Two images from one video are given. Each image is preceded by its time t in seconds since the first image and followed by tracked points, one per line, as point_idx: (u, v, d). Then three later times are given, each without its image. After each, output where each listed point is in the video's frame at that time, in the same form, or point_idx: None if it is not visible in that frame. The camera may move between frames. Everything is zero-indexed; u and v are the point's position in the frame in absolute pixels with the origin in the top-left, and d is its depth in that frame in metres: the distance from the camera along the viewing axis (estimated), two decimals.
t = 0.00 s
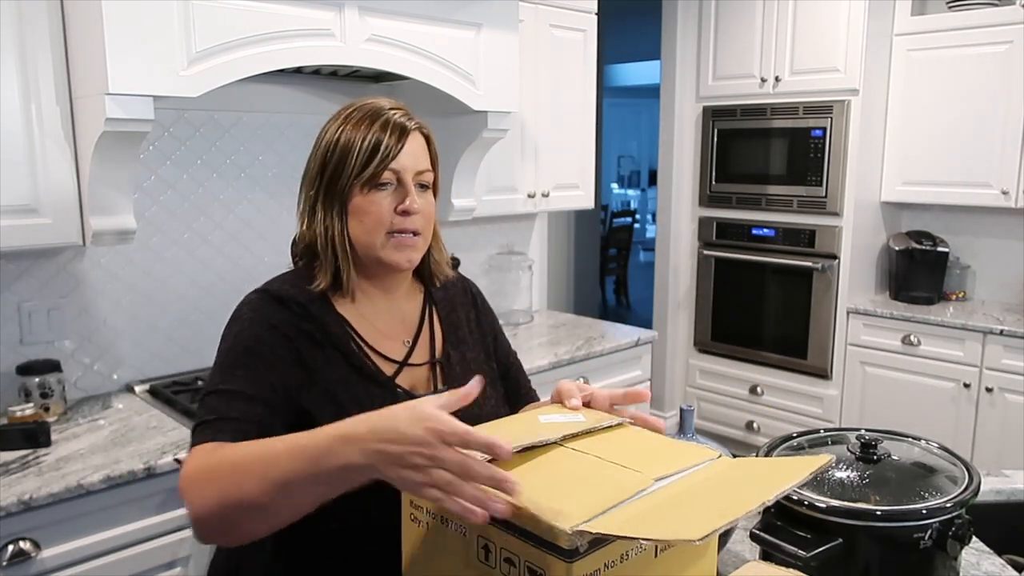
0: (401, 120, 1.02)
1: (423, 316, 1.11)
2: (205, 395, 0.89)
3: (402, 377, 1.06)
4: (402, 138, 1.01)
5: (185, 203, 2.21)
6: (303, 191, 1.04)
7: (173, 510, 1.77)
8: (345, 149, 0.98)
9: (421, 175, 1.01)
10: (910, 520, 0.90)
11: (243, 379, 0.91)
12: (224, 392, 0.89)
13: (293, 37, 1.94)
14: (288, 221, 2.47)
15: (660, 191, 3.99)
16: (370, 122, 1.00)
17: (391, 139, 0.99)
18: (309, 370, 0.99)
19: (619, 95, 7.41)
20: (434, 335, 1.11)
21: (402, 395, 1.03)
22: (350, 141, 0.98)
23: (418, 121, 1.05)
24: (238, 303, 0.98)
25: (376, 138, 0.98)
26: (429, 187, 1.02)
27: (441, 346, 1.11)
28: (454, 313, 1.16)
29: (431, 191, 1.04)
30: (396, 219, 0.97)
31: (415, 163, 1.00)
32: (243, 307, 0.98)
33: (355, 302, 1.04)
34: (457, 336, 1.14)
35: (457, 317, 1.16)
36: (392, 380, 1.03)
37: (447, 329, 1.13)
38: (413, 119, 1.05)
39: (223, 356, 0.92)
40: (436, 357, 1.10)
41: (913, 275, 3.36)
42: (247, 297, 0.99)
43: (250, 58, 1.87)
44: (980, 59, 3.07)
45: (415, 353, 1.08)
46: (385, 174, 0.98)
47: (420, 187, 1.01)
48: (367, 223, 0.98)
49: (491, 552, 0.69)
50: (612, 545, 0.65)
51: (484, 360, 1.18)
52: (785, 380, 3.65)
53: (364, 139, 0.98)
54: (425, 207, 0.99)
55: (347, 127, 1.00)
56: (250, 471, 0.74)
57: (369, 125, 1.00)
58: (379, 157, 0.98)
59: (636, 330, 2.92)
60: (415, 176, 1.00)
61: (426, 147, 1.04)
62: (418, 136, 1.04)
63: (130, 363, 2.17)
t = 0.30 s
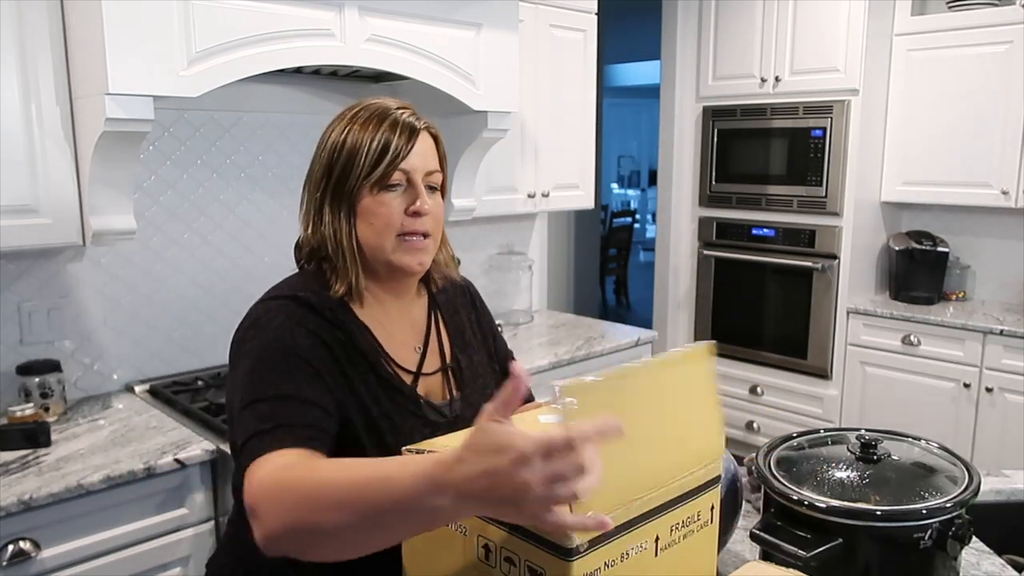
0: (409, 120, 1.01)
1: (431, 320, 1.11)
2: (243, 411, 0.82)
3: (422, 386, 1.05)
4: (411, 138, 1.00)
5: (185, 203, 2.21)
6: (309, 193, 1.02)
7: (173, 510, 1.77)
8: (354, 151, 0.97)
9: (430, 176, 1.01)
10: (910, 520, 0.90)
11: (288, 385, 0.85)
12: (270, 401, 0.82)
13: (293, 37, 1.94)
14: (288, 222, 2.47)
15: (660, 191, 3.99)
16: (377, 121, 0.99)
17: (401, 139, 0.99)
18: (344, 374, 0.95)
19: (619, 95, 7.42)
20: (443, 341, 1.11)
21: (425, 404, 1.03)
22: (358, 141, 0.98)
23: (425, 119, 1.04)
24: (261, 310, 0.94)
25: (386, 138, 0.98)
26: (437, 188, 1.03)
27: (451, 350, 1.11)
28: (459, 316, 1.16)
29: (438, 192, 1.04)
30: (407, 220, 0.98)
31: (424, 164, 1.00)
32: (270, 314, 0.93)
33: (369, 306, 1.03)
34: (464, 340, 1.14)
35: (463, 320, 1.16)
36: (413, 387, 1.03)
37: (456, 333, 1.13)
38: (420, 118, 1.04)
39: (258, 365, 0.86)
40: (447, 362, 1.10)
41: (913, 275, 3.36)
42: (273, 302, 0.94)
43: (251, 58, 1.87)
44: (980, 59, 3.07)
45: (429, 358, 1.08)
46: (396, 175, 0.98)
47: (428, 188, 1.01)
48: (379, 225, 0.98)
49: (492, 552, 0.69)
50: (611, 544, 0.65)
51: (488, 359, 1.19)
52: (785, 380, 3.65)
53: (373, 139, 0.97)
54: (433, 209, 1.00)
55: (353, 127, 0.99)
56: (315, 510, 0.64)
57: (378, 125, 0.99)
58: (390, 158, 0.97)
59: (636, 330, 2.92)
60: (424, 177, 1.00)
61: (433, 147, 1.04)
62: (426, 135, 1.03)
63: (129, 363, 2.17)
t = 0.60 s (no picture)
0: (416, 122, 1.01)
1: (432, 323, 1.11)
2: (217, 416, 0.88)
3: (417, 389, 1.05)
4: (419, 140, 1.00)
5: (185, 203, 2.21)
6: (311, 191, 1.02)
7: (174, 510, 1.77)
8: (361, 151, 0.97)
9: (435, 178, 1.01)
10: (910, 520, 0.90)
11: (261, 402, 0.89)
12: (240, 416, 0.88)
13: (292, 37, 1.94)
14: (288, 222, 2.47)
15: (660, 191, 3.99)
16: (385, 122, 0.99)
17: (409, 141, 0.99)
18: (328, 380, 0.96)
19: (619, 95, 7.42)
20: (444, 344, 1.11)
21: (420, 406, 1.02)
22: (365, 142, 0.97)
23: (432, 121, 1.04)
24: (255, 307, 0.96)
25: (394, 140, 0.97)
26: (441, 191, 1.03)
27: (452, 354, 1.11)
28: (460, 318, 1.16)
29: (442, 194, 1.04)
30: (414, 223, 0.98)
31: (431, 166, 1.00)
32: (262, 313, 0.95)
33: (370, 307, 1.04)
34: (465, 342, 1.14)
35: (464, 323, 1.16)
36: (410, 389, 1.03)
37: (456, 335, 1.13)
38: (426, 120, 1.04)
39: (238, 374, 0.91)
40: (447, 365, 1.10)
41: (913, 275, 3.36)
42: (266, 302, 0.96)
43: (250, 58, 1.87)
44: (981, 59, 3.07)
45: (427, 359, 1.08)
46: (402, 177, 0.98)
47: (433, 190, 1.01)
48: (384, 227, 0.98)
49: (492, 556, 0.68)
50: (613, 550, 0.64)
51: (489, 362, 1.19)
52: (785, 380, 3.65)
53: (381, 141, 0.97)
54: (439, 211, 1.00)
55: (360, 127, 0.99)
56: (265, 501, 0.79)
57: (385, 125, 0.98)
58: (397, 160, 0.97)
59: (636, 330, 2.92)
60: (430, 179, 1.00)
61: (439, 149, 1.04)
62: (433, 137, 1.03)
63: (129, 363, 2.17)
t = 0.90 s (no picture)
0: (422, 126, 1.01)
1: (429, 326, 1.11)
2: (210, 419, 0.91)
3: (411, 390, 1.05)
4: (425, 145, 0.99)
5: (185, 203, 2.21)
6: (312, 191, 1.01)
7: (174, 510, 1.77)
8: (366, 154, 0.97)
9: (439, 183, 1.01)
10: (910, 520, 0.90)
11: (249, 403, 0.91)
12: (231, 418, 0.90)
13: (292, 37, 1.94)
14: (287, 221, 2.47)
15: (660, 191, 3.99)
16: (390, 126, 0.98)
17: (415, 146, 0.98)
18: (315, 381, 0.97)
19: (620, 95, 7.42)
20: (440, 347, 1.10)
21: (410, 406, 1.02)
22: (371, 144, 0.97)
23: (438, 126, 1.04)
24: (243, 305, 0.98)
25: (399, 144, 0.97)
26: (444, 196, 1.03)
27: (448, 359, 1.10)
28: (459, 323, 1.15)
29: (445, 198, 1.03)
30: (416, 228, 0.97)
31: (436, 171, 1.00)
32: (248, 310, 0.97)
33: (368, 310, 1.04)
34: (463, 348, 1.13)
35: (463, 327, 1.15)
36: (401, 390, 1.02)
37: (453, 340, 1.12)
38: (432, 124, 1.04)
39: (227, 374, 0.92)
40: (442, 368, 1.09)
41: (913, 276, 3.36)
42: (254, 299, 0.98)
43: (250, 58, 1.87)
44: (980, 59, 3.07)
45: (422, 361, 1.07)
46: (406, 182, 0.97)
47: (437, 195, 1.01)
48: (387, 230, 0.97)
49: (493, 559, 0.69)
50: (613, 552, 0.64)
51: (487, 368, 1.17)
52: (785, 380, 3.65)
53: (387, 144, 0.97)
54: (442, 216, 0.99)
55: (364, 129, 0.98)
56: (271, 501, 0.81)
57: (390, 129, 0.98)
58: (402, 165, 0.97)
59: (636, 330, 2.92)
60: (434, 183, 1.00)
61: (444, 154, 1.04)
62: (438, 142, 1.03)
63: (129, 363, 2.17)
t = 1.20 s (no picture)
0: (415, 127, 1.01)
1: (424, 319, 1.10)
2: (209, 404, 0.91)
3: (404, 379, 1.04)
4: (418, 147, 1.00)
5: (185, 203, 2.21)
6: (307, 190, 1.01)
7: (173, 510, 1.77)
8: (360, 154, 0.97)
9: (432, 183, 1.01)
10: (909, 520, 0.90)
11: (246, 388, 0.91)
12: (230, 403, 0.90)
13: (292, 37, 1.94)
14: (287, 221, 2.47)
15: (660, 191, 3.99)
16: (383, 126, 0.98)
17: (409, 147, 0.98)
18: (311, 370, 0.97)
19: (620, 96, 7.41)
20: (434, 341, 1.09)
21: (402, 394, 1.01)
22: (364, 147, 0.97)
23: (431, 128, 1.04)
24: (237, 297, 0.98)
25: (393, 145, 0.97)
26: (437, 196, 1.03)
27: (442, 350, 1.09)
28: (454, 317, 1.14)
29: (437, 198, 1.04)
30: (410, 227, 0.98)
31: (428, 171, 1.00)
32: (242, 301, 0.97)
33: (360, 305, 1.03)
34: (457, 341, 1.12)
35: (458, 321, 1.14)
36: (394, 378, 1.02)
37: (447, 333, 1.11)
38: (424, 125, 1.04)
39: (225, 362, 0.92)
40: (435, 360, 1.08)
41: (913, 276, 3.36)
42: (247, 289, 0.98)
43: (250, 58, 1.87)
44: (980, 59, 3.07)
45: (416, 351, 1.06)
46: (400, 183, 0.97)
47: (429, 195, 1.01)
48: (382, 228, 0.98)
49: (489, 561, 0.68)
50: (608, 553, 0.64)
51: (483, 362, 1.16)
52: (785, 380, 3.65)
53: (381, 147, 0.97)
54: (434, 214, 1.00)
55: (357, 130, 0.98)
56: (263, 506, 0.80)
57: (383, 130, 0.98)
58: (396, 166, 0.97)
59: (636, 330, 2.92)
60: (426, 184, 1.00)
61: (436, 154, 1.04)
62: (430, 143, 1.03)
63: (129, 363, 2.17)
